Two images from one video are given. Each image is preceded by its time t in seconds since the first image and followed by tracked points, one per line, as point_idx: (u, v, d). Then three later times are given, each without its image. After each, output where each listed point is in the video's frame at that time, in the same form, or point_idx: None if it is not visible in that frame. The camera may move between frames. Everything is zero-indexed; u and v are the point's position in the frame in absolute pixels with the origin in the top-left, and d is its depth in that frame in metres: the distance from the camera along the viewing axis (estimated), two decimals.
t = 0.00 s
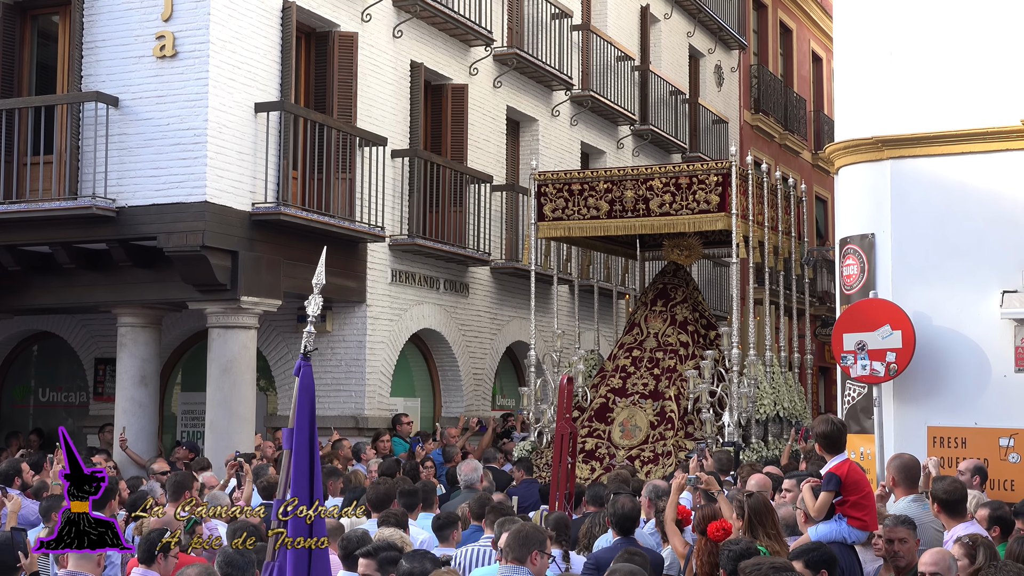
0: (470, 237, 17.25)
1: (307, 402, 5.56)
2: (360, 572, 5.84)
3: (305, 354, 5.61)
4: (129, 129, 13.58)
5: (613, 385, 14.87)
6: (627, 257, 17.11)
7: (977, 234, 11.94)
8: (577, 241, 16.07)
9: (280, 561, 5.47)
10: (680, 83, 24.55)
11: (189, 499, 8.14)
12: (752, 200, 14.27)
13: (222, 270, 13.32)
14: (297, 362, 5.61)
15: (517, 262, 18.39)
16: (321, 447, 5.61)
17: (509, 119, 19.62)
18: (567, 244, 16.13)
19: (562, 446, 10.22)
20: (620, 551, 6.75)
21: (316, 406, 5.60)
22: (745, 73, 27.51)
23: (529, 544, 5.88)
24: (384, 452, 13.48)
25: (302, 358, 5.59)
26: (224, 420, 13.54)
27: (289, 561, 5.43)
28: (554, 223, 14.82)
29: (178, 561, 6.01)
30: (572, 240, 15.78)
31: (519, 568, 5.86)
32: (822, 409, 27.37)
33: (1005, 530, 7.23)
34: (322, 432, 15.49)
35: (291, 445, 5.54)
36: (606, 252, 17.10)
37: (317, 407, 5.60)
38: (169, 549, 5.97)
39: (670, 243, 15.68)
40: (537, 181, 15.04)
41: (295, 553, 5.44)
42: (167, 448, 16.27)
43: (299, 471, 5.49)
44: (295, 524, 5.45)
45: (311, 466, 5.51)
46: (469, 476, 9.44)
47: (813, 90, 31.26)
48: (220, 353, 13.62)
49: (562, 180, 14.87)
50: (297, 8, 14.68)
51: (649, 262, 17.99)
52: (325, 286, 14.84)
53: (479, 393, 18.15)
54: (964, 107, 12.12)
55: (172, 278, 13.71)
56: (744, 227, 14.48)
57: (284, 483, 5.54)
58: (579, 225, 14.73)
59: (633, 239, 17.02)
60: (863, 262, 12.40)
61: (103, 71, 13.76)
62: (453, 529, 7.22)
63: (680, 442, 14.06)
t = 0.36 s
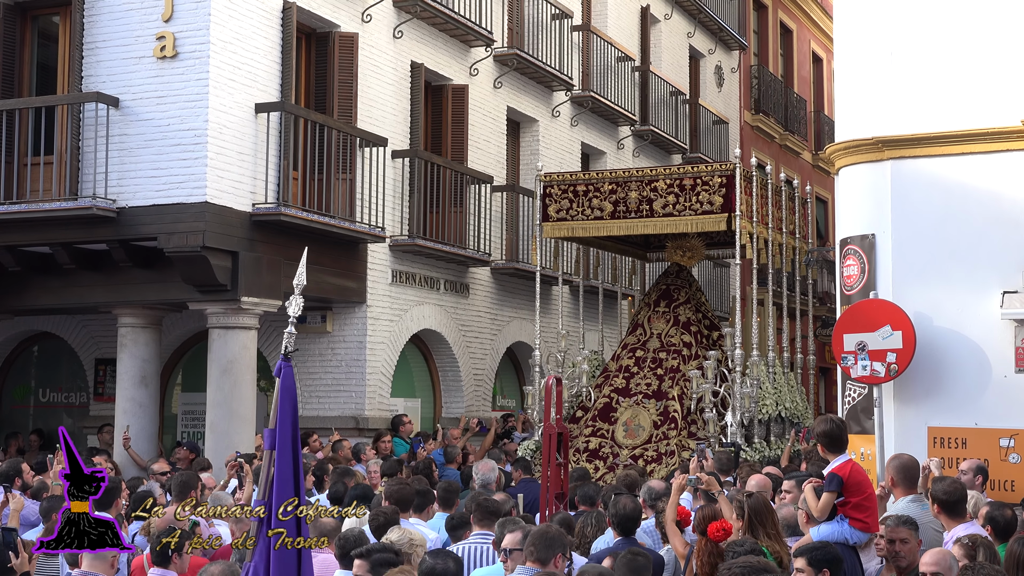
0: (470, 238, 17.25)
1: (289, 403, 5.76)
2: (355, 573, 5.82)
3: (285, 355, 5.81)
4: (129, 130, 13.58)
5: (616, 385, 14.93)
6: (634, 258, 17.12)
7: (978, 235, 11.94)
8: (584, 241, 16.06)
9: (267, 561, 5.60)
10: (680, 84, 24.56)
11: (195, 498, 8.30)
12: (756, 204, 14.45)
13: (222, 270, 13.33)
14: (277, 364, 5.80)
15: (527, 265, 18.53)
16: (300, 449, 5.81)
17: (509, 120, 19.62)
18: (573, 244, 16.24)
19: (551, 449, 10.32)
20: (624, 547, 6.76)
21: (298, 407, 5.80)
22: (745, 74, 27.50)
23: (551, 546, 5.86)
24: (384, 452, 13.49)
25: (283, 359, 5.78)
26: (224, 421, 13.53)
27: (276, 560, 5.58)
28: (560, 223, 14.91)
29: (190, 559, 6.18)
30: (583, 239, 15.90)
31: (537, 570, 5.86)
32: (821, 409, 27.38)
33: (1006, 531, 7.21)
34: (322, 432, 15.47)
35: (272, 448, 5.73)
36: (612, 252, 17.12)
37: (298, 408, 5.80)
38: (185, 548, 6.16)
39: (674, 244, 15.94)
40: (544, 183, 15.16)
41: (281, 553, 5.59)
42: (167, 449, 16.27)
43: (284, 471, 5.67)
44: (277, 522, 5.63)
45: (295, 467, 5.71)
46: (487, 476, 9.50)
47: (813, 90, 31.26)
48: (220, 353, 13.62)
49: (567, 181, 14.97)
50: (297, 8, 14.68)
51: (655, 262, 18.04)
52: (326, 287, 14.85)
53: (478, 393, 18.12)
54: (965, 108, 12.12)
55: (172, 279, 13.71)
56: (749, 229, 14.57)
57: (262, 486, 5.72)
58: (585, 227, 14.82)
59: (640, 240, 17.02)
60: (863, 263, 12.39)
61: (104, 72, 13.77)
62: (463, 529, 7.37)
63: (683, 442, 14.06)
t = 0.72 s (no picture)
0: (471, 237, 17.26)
1: (279, 401, 5.55)
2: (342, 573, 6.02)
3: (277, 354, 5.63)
4: (128, 130, 13.57)
5: (624, 384, 15.24)
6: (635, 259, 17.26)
7: (978, 234, 11.93)
8: (587, 241, 16.09)
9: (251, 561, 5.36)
10: (680, 83, 24.57)
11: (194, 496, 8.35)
12: (759, 204, 14.59)
13: (222, 270, 13.33)
14: (269, 363, 5.63)
15: (533, 266, 18.65)
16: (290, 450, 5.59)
17: (509, 119, 19.61)
18: (578, 246, 16.36)
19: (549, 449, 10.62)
20: (624, 546, 6.78)
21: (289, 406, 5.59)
22: (744, 72, 27.48)
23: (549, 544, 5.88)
24: (385, 452, 13.50)
25: (274, 358, 5.60)
26: (224, 422, 13.52)
27: (260, 560, 5.34)
28: (562, 224, 15.05)
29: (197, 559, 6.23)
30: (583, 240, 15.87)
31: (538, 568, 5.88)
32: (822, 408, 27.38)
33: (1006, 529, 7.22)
34: (323, 432, 15.47)
35: (262, 446, 5.50)
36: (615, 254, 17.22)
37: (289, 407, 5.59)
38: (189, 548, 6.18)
39: (680, 245, 16.06)
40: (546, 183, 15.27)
41: (266, 554, 5.34)
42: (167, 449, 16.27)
43: (272, 471, 5.44)
44: (266, 520, 5.39)
45: (283, 466, 5.47)
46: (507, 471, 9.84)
47: (813, 89, 31.27)
48: (221, 353, 13.63)
49: (570, 182, 15.06)
50: (297, 8, 14.68)
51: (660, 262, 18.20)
52: (326, 286, 14.85)
53: (478, 392, 18.12)
54: (965, 106, 12.11)
55: (172, 278, 13.71)
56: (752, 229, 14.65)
57: (251, 485, 5.51)
58: (586, 227, 14.91)
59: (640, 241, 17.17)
60: (863, 261, 12.39)
61: (103, 71, 13.76)
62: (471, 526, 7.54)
63: (691, 440, 14.37)
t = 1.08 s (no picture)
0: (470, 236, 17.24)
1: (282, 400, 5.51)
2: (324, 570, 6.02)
3: (280, 354, 5.60)
4: (128, 128, 13.57)
5: (627, 384, 15.26)
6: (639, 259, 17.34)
7: (977, 233, 11.93)
8: (590, 243, 16.13)
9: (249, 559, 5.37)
10: (680, 82, 24.58)
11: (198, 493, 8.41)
12: (762, 205, 14.76)
13: (221, 269, 13.33)
14: (273, 362, 5.60)
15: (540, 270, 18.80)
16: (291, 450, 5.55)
17: (509, 118, 19.61)
18: (583, 247, 16.40)
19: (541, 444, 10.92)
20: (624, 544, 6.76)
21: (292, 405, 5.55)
22: (745, 71, 27.46)
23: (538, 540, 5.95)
24: (385, 451, 13.50)
25: (278, 357, 5.57)
26: (224, 421, 13.53)
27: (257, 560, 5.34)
28: (568, 226, 15.26)
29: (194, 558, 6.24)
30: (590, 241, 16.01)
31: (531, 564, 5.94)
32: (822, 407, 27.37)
33: (1006, 528, 7.22)
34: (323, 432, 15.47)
35: (263, 446, 5.47)
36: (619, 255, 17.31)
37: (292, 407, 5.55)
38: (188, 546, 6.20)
39: (683, 245, 16.11)
40: (552, 185, 15.44)
41: (262, 553, 5.34)
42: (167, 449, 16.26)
43: (271, 471, 5.41)
44: (263, 520, 5.37)
45: (284, 466, 5.44)
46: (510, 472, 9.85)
47: (813, 88, 31.26)
48: (221, 352, 13.63)
49: (577, 184, 15.28)
50: (297, 7, 14.68)
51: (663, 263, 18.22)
52: (326, 285, 14.85)
53: (478, 391, 18.11)
54: (965, 105, 12.10)
55: (172, 278, 13.71)
56: (757, 230, 14.85)
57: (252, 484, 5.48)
58: (594, 229, 15.14)
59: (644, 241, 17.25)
60: (863, 261, 12.38)
61: (103, 70, 13.76)
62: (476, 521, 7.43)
63: (694, 440, 14.39)
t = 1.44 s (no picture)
0: (469, 234, 17.24)
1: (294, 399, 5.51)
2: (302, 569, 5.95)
3: (294, 354, 5.59)
4: (127, 126, 13.56)
5: (628, 381, 15.27)
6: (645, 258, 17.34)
7: (976, 232, 11.93)
8: (594, 241, 16.17)
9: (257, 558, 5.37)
10: (679, 79, 24.57)
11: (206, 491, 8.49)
12: (764, 204, 14.81)
13: (220, 267, 13.33)
14: (286, 361, 5.58)
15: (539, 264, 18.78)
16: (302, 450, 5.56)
17: (508, 116, 19.61)
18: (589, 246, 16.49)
19: (537, 445, 11.09)
20: (624, 541, 6.77)
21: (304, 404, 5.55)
22: (743, 70, 27.46)
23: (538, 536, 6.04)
24: (383, 449, 13.49)
25: (291, 357, 5.55)
26: (223, 418, 13.53)
27: (265, 560, 5.34)
28: (572, 224, 15.35)
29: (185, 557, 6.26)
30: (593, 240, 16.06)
31: (526, 561, 6.01)
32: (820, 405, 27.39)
33: (1005, 526, 7.23)
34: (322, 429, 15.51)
35: (275, 445, 5.48)
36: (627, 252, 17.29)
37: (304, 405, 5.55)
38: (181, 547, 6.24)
39: (683, 243, 16.05)
40: (556, 184, 15.55)
41: (272, 553, 5.35)
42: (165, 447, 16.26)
43: (283, 470, 5.42)
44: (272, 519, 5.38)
45: (295, 467, 5.45)
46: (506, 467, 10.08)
47: (812, 87, 31.26)
48: (220, 350, 13.64)
49: (579, 183, 15.34)
50: (296, 5, 14.68)
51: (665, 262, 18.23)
52: (326, 283, 14.85)
53: (476, 388, 18.13)
54: (965, 103, 12.10)
55: (171, 275, 13.70)
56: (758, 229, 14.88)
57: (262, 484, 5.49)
58: (596, 227, 15.22)
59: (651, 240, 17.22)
60: (863, 258, 12.39)
61: (102, 68, 13.75)
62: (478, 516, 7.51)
63: (693, 437, 14.42)
